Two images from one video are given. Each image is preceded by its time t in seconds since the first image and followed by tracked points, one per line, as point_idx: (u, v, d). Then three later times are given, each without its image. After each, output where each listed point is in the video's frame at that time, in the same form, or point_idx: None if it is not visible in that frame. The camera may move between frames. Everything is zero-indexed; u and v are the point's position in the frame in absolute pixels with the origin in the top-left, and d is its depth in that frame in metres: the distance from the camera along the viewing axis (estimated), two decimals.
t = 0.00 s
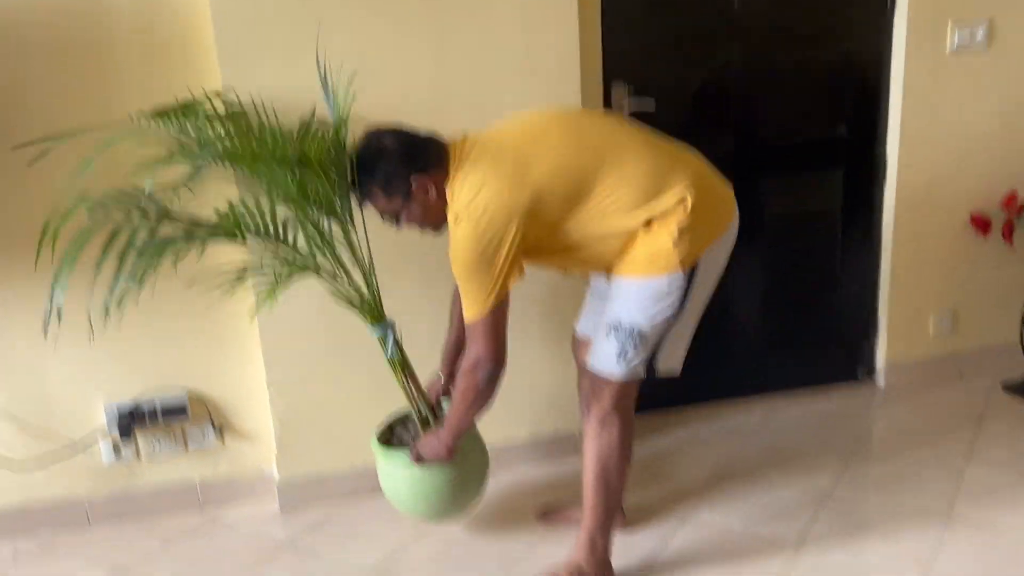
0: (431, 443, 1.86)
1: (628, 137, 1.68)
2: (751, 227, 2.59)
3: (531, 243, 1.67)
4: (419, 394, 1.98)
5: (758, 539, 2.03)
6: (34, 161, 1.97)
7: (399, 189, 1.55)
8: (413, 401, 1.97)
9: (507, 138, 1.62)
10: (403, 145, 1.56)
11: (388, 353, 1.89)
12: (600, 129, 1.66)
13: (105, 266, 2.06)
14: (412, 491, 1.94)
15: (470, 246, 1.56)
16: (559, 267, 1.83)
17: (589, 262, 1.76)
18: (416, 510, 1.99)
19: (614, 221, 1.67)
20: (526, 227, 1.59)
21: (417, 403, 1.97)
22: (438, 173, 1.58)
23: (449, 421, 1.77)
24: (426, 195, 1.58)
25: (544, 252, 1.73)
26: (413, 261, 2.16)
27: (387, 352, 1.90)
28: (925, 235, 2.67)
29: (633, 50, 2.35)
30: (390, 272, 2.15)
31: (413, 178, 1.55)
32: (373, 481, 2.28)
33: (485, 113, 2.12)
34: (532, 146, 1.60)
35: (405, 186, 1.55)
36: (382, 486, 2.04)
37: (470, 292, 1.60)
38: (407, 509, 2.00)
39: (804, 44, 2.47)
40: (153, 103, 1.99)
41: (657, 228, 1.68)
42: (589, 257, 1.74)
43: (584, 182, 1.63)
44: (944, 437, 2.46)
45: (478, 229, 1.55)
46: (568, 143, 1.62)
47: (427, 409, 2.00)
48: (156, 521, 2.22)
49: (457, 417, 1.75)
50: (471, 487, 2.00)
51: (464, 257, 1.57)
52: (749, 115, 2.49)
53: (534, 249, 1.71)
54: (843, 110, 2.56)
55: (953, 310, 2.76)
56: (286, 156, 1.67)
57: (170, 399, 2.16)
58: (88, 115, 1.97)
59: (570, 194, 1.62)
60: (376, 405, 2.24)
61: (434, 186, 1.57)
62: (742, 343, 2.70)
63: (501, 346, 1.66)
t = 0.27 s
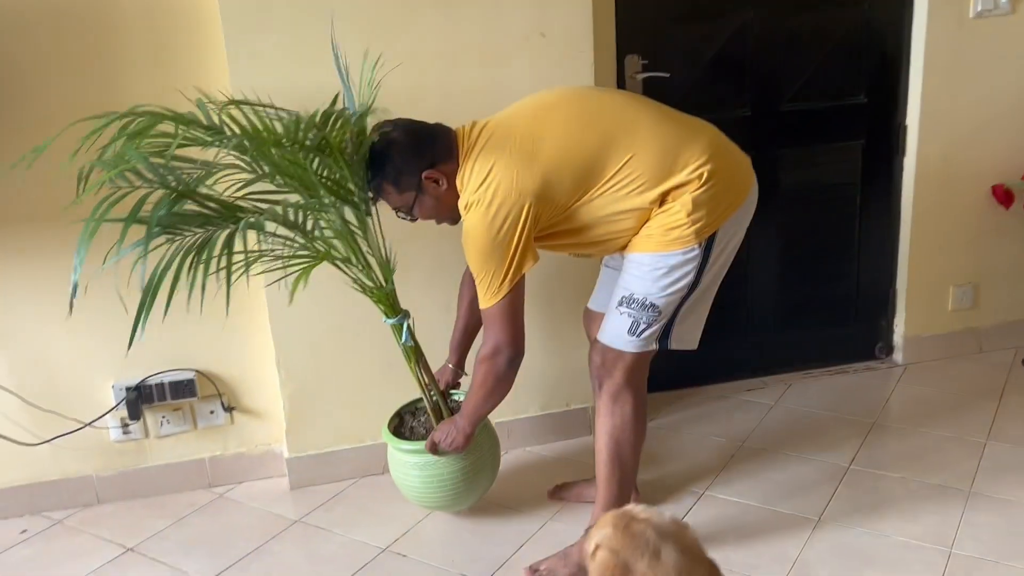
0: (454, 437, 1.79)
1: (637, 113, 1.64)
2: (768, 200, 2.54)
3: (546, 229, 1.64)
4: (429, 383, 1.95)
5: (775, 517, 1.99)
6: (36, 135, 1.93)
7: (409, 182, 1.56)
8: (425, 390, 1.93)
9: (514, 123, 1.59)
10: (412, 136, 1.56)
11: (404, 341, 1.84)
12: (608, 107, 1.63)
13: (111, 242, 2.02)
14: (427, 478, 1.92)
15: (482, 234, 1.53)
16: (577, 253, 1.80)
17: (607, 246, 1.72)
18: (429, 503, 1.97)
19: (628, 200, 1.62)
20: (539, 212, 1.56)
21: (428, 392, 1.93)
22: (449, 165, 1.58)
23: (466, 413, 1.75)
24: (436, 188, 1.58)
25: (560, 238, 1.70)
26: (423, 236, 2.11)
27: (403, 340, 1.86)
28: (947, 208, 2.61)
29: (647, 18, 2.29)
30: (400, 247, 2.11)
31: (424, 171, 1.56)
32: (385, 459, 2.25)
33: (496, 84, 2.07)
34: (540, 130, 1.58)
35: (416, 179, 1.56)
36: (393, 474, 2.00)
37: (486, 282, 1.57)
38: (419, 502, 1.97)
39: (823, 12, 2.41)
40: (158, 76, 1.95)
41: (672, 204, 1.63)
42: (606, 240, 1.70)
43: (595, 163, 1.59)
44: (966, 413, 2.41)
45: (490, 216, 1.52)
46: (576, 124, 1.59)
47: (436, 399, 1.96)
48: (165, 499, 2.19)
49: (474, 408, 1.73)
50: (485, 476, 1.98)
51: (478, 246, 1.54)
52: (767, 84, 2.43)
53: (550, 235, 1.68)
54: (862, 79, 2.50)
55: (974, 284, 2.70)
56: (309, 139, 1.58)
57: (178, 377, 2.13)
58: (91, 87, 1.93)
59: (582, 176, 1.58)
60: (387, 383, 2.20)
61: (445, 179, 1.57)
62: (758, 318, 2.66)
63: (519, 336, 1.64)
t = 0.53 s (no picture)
0: (472, 438, 1.79)
1: (644, 106, 1.62)
2: (786, 190, 2.51)
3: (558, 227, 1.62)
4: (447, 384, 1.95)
5: (793, 512, 1.97)
6: (49, 133, 1.93)
7: (420, 186, 1.56)
8: (443, 392, 1.93)
9: (521, 123, 1.58)
10: (423, 140, 1.56)
11: (421, 344, 1.84)
12: (615, 102, 1.60)
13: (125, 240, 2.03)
14: (445, 480, 1.92)
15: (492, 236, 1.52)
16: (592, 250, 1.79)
17: (621, 242, 1.70)
18: (447, 503, 1.96)
19: (638, 195, 1.60)
20: (549, 211, 1.54)
21: (445, 393, 1.93)
22: (461, 168, 1.57)
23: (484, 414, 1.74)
24: (448, 192, 1.57)
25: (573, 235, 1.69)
26: (437, 230, 2.10)
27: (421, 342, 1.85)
28: (969, 196, 2.56)
29: (662, 7, 2.26)
30: (413, 242, 2.10)
31: (434, 175, 1.55)
32: (400, 454, 2.25)
33: (509, 77, 2.05)
34: (547, 128, 1.56)
35: (427, 182, 1.55)
36: (410, 476, 2.00)
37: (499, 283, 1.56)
38: (439, 502, 1.97)
39: None
40: (170, 72, 1.94)
41: (682, 197, 1.61)
42: (619, 236, 1.68)
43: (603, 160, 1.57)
44: (989, 405, 2.37)
45: (500, 217, 1.51)
46: (583, 121, 1.57)
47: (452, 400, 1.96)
48: (183, 495, 2.20)
49: (491, 409, 1.72)
50: (501, 476, 1.97)
51: (489, 248, 1.53)
52: (785, 73, 2.40)
53: (563, 233, 1.66)
54: (882, 66, 2.46)
55: (997, 274, 2.66)
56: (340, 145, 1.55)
57: (194, 372, 2.14)
58: (103, 84, 1.92)
59: (591, 173, 1.56)
60: (401, 378, 2.20)
61: (457, 182, 1.56)
62: (776, 310, 2.63)
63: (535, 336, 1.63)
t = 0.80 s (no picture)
0: (483, 437, 1.78)
1: (642, 103, 1.60)
2: (793, 183, 2.49)
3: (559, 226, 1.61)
4: (456, 383, 1.94)
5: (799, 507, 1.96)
6: (51, 133, 1.93)
7: (423, 190, 1.55)
8: (453, 391, 1.93)
9: (518, 123, 1.57)
10: (423, 144, 1.55)
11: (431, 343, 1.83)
12: (612, 100, 1.59)
13: (128, 239, 2.03)
14: (454, 478, 1.92)
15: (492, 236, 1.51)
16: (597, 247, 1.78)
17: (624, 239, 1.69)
18: (457, 502, 1.96)
19: (638, 192, 1.59)
20: (548, 210, 1.54)
21: (454, 393, 1.93)
22: (464, 169, 1.55)
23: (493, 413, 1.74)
24: (451, 194, 1.55)
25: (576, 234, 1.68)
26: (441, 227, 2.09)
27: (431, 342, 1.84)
28: (978, 187, 2.54)
29: None
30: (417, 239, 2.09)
31: (436, 177, 1.54)
32: (406, 452, 2.24)
33: (511, 72, 2.04)
34: (544, 128, 1.55)
35: (428, 186, 1.54)
36: (419, 476, 2.00)
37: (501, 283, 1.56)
38: (449, 503, 1.97)
39: None
40: (171, 71, 1.94)
41: (682, 192, 1.59)
42: (621, 234, 1.66)
43: (601, 157, 1.56)
44: (1000, 397, 2.35)
45: (499, 218, 1.50)
46: (580, 120, 1.56)
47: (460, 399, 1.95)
48: (190, 494, 2.21)
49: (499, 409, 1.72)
50: (510, 475, 1.97)
51: (489, 247, 1.53)
52: (791, 64, 2.38)
53: (565, 232, 1.65)
54: (889, 56, 2.43)
55: (1008, 266, 2.63)
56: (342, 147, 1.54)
57: (199, 372, 2.14)
58: (104, 83, 1.92)
59: (589, 171, 1.55)
60: (407, 375, 2.19)
61: (460, 184, 1.55)
62: (784, 304, 2.61)
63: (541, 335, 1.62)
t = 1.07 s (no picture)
0: (492, 431, 1.78)
1: (651, 99, 1.60)
2: (799, 177, 2.47)
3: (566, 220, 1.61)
4: (466, 381, 1.94)
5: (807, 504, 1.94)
6: (55, 135, 1.93)
7: (431, 181, 1.56)
8: (464, 389, 1.93)
9: (526, 117, 1.57)
10: (433, 137, 1.56)
11: (443, 338, 1.82)
12: (622, 96, 1.59)
13: (134, 241, 2.03)
14: (464, 477, 1.92)
15: (498, 228, 1.51)
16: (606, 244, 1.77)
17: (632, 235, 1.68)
18: (466, 500, 1.96)
19: (646, 187, 1.58)
20: (555, 204, 1.53)
21: (465, 390, 1.93)
22: (471, 161, 1.56)
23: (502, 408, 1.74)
24: (458, 186, 1.57)
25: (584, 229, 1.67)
26: (445, 225, 2.09)
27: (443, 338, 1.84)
28: (987, 179, 2.52)
29: None
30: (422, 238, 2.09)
31: (443, 169, 1.55)
32: (414, 450, 2.24)
33: (514, 69, 2.03)
34: (552, 122, 1.55)
35: (435, 178, 1.55)
36: (427, 473, 2.00)
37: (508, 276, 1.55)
38: (458, 500, 1.97)
39: None
40: (174, 72, 1.94)
41: (691, 188, 1.58)
42: (629, 229, 1.66)
43: (609, 152, 1.55)
44: (1010, 391, 2.34)
45: (504, 210, 1.50)
46: (589, 114, 1.56)
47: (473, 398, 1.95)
48: (198, 494, 2.21)
49: (508, 403, 1.72)
50: (519, 473, 1.97)
51: (495, 240, 1.52)
52: (796, 58, 2.36)
53: (572, 226, 1.65)
54: (895, 49, 2.42)
55: (1017, 258, 2.62)
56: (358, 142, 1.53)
57: (206, 373, 2.14)
58: (108, 85, 1.92)
59: (597, 165, 1.55)
60: (413, 374, 2.19)
61: (466, 176, 1.56)
62: (792, 299, 2.60)
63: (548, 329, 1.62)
